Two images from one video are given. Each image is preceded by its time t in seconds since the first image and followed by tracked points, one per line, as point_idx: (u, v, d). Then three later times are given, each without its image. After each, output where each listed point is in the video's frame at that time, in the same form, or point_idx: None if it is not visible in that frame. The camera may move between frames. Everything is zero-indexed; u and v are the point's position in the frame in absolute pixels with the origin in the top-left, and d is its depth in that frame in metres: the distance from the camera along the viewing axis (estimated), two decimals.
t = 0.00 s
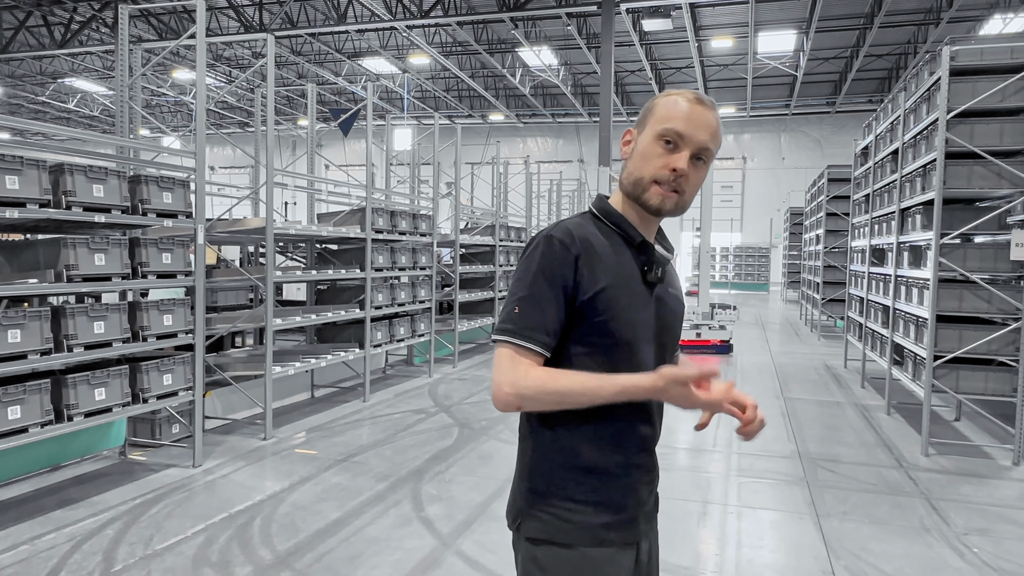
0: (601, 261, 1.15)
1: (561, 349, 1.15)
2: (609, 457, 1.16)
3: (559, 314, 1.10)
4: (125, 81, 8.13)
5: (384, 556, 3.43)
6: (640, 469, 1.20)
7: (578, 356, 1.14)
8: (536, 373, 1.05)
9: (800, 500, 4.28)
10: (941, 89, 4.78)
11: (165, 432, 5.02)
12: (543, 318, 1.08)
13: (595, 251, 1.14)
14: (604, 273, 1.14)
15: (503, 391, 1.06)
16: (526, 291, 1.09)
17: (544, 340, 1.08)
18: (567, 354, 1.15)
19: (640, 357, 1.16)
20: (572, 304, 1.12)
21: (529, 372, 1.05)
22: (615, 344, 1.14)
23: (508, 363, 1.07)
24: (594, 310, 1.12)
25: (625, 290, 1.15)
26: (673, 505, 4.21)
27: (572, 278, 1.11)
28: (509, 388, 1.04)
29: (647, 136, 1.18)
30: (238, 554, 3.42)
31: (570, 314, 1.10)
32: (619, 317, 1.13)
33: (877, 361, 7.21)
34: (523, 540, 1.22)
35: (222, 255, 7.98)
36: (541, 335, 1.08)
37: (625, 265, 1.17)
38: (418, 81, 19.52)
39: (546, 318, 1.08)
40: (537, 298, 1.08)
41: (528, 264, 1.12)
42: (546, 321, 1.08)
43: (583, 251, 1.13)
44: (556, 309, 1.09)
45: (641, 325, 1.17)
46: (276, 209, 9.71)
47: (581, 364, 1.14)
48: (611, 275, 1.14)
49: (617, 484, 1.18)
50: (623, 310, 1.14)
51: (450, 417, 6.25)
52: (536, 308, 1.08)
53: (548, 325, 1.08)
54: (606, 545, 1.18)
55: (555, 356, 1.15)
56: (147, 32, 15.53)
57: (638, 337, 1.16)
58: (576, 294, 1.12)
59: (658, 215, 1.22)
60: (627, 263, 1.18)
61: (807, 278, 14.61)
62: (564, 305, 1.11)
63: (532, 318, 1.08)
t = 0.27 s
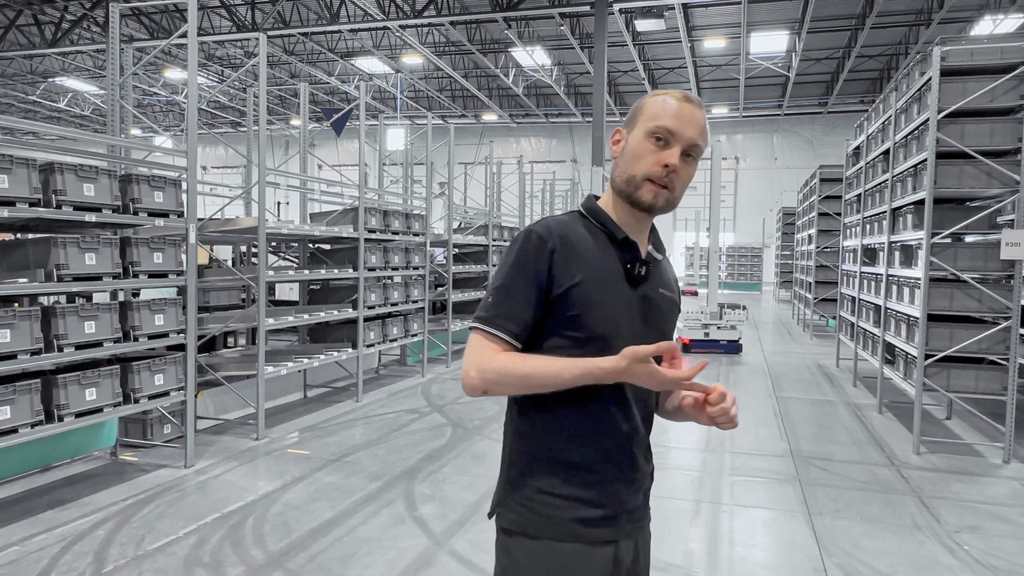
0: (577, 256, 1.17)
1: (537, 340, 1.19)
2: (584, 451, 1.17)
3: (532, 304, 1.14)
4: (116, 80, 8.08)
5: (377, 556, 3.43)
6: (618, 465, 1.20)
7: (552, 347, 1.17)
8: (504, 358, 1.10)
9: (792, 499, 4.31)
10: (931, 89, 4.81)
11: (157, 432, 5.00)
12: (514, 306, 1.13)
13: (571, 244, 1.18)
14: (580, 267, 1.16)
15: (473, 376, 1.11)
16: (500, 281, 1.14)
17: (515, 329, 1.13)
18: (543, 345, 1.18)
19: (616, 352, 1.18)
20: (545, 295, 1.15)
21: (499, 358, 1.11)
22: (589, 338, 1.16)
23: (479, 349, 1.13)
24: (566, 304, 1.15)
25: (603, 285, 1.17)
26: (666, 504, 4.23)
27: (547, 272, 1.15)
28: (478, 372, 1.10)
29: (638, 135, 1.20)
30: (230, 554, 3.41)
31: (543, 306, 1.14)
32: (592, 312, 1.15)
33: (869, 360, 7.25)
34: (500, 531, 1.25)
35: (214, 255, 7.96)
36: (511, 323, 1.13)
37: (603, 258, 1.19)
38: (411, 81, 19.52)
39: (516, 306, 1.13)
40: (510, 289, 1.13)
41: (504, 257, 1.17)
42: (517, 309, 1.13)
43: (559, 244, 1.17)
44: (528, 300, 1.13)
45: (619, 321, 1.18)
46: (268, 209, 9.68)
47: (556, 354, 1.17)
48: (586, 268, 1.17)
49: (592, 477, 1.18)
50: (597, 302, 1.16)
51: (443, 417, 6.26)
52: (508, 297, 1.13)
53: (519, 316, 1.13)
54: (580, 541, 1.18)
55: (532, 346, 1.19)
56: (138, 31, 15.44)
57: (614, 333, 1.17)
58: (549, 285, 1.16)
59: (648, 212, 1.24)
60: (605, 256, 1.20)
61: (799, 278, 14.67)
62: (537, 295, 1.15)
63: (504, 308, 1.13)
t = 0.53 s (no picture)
0: (542, 254, 1.21)
1: (509, 340, 1.23)
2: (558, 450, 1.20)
3: (501, 303, 1.18)
4: (108, 80, 8.05)
5: (374, 555, 3.44)
6: (591, 465, 1.21)
7: (523, 345, 1.20)
8: (474, 359, 1.15)
9: (786, 497, 4.34)
10: (923, 90, 4.86)
11: (151, 432, 4.99)
12: (483, 306, 1.17)
13: (537, 243, 1.22)
14: (546, 268, 1.19)
15: (445, 376, 1.15)
16: (469, 283, 1.20)
17: (485, 328, 1.17)
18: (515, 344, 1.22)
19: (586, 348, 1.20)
20: (515, 295, 1.19)
21: (470, 358, 1.15)
22: (557, 335, 1.19)
23: (450, 350, 1.17)
24: (534, 301, 1.18)
25: (570, 281, 1.20)
26: (661, 502, 4.25)
27: (513, 271, 1.19)
28: (450, 371, 1.14)
29: (596, 134, 1.21)
30: (226, 554, 3.42)
31: (510, 304, 1.18)
32: (558, 308, 1.17)
33: (861, 359, 7.31)
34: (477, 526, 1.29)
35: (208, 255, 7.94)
36: (482, 323, 1.17)
37: (571, 256, 1.22)
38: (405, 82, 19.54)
39: (484, 307, 1.17)
40: (480, 291, 1.18)
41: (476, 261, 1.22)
42: (487, 309, 1.17)
43: (525, 245, 1.21)
44: (495, 300, 1.18)
45: (587, 316, 1.20)
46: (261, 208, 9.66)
47: (527, 353, 1.20)
48: (552, 267, 1.20)
49: (567, 476, 1.20)
50: (564, 299, 1.18)
51: (438, 417, 6.28)
52: (478, 298, 1.17)
53: (486, 316, 1.17)
54: (546, 536, 1.20)
55: (505, 344, 1.23)
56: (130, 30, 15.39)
57: (582, 329, 1.19)
58: (518, 286, 1.19)
59: (618, 208, 1.25)
60: (573, 255, 1.23)
61: (792, 278, 14.77)
62: (505, 294, 1.19)
63: (473, 309, 1.18)
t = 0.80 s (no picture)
0: (506, 255, 1.29)
1: (481, 338, 1.32)
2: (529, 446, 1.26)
3: (467, 305, 1.28)
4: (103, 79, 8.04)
5: (373, 553, 3.46)
6: (560, 459, 1.28)
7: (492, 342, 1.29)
8: (444, 359, 1.24)
9: (780, 495, 4.39)
10: (915, 92, 4.93)
11: (148, 432, 4.99)
12: (450, 310, 1.27)
13: (500, 245, 1.30)
14: (508, 268, 1.27)
15: (419, 376, 1.25)
16: (439, 287, 1.29)
17: (454, 329, 1.27)
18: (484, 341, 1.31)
19: (551, 343, 1.28)
20: (480, 296, 1.28)
21: (439, 358, 1.25)
22: (522, 331, 1.27)
23: (422, 351, 1.28)
24: (498, 300, 1.27)
25: (532, 280, 1.27)
26: (657, 500, 4.29)
27: (478, 273, 1.28)
28: (421, 372, 1.24)
29: (554, 133, 1.29)
30: (225, 552, 3.43)
31: (477, 305, 1.27)
32: (521, 306, 1.25)
33: (854, 359, 7.37)
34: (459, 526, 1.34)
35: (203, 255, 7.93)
36: (450, 325, 1.27)
37: (532, 255, 1.30)
38: (399, 82, 19.52)
39: (452, 309, 1.27)
40: (448, 295, 1.27)
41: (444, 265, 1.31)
42: (454, 312, 1.27)
43: (488, 247, 1.29)
44: (463, 301, 1.27)
45: (551, 312, 1.28)
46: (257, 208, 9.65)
47: (496, 350, 1.29)
48: (514, 267, 1.28)
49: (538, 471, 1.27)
50: (527, 297, 1.26)
51: (434, 417, 6.29)
52: (446, 302, 1.27)
53: (455, 316, 1.27)
54: (524, 527, 1.26)
55: (476, 342, 1.32)
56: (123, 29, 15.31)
57: (547, 325, 1.27)
58: (483, 287, 1.28)
59: (580, 206, 1.33)
60: (535, 253, 1.30)
61: (785, 279, 14.85)
62: (472, 296, 1.28)
63: (441, 310, 1.27)
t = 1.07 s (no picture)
0: (486, 262, 1.35)
1: (463, 341, 1.39)
2: (512, 442, 1.34)
3: (450, 312, 1.33)
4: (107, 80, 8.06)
5: (381, 551, 3.49)
6: (540, 453, 1.36)
7: (476, 347, 1.35)
8: (427, 367, 1.31)
9: (782, 494, 4.43)
10: (917, 95, 4.96)
11: (154, 431, 5.02)
12: (434, 316, 1.32)
13: (480, 253, 1.35)
14: (490, 276, 1.33)
15: (402, 382, 1.31)
16: (421, 295, 1.34)
17: (436, 336, 1.33)
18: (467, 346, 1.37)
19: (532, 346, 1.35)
20: (463, 303, 1.34)
21: (423, 366, 1.31)
22: (503, 335, 1.33)
23: (406, 357, 1.33)
24: (480, 307, 1.33)
25: (512, 286, 1.34)
26: (660, 500, 4.33)
27: (461, 281, 1.34)
28: (405, 379, 1.30)
29: (524, 144, 1.37)
30: (234, 550, 3.46)
31: (459, 312, 1.34)
32: (501, 311, 1.32)
33: (855, 360, 7.40)
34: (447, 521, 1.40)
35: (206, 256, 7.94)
36: (434, 331, 1.33)
37: (512, 262, 1.36)
38: (399, 82, 19.54)
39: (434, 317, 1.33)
40: (431, 303, 1.33)
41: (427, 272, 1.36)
42: (437, 320, 1.33)
43: (470, 256, 1.35)
44: (446, 309, 1.33)
45: (532, 315, 1.35)
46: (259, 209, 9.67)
47: (478, 355, 1.35)
48: (495, 275, 1.34)
49: (522, 465, 1.34)
50: (508, 304, 1.33)
51: (437, 417, 6.33)
52: (429, 310, 1.33)
53: (438, 323, 1.32)
54: (508, 516, 1.34)
55: (460, 347, 1.38)
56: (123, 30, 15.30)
57: (528, 329, 1.34)
58: (465, 295, 1.34)
59: (555, 208, 1.40)
60: (514, 260, 1.36)
61: (785, 280, 14.89)
62: (454, 304, 1.34)
63: (425, 318, 1.33)
